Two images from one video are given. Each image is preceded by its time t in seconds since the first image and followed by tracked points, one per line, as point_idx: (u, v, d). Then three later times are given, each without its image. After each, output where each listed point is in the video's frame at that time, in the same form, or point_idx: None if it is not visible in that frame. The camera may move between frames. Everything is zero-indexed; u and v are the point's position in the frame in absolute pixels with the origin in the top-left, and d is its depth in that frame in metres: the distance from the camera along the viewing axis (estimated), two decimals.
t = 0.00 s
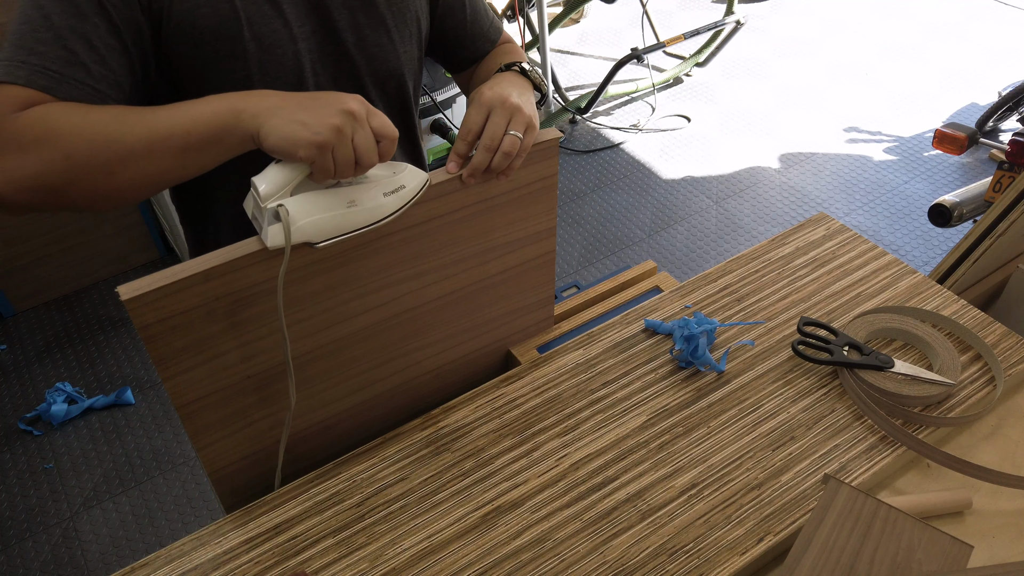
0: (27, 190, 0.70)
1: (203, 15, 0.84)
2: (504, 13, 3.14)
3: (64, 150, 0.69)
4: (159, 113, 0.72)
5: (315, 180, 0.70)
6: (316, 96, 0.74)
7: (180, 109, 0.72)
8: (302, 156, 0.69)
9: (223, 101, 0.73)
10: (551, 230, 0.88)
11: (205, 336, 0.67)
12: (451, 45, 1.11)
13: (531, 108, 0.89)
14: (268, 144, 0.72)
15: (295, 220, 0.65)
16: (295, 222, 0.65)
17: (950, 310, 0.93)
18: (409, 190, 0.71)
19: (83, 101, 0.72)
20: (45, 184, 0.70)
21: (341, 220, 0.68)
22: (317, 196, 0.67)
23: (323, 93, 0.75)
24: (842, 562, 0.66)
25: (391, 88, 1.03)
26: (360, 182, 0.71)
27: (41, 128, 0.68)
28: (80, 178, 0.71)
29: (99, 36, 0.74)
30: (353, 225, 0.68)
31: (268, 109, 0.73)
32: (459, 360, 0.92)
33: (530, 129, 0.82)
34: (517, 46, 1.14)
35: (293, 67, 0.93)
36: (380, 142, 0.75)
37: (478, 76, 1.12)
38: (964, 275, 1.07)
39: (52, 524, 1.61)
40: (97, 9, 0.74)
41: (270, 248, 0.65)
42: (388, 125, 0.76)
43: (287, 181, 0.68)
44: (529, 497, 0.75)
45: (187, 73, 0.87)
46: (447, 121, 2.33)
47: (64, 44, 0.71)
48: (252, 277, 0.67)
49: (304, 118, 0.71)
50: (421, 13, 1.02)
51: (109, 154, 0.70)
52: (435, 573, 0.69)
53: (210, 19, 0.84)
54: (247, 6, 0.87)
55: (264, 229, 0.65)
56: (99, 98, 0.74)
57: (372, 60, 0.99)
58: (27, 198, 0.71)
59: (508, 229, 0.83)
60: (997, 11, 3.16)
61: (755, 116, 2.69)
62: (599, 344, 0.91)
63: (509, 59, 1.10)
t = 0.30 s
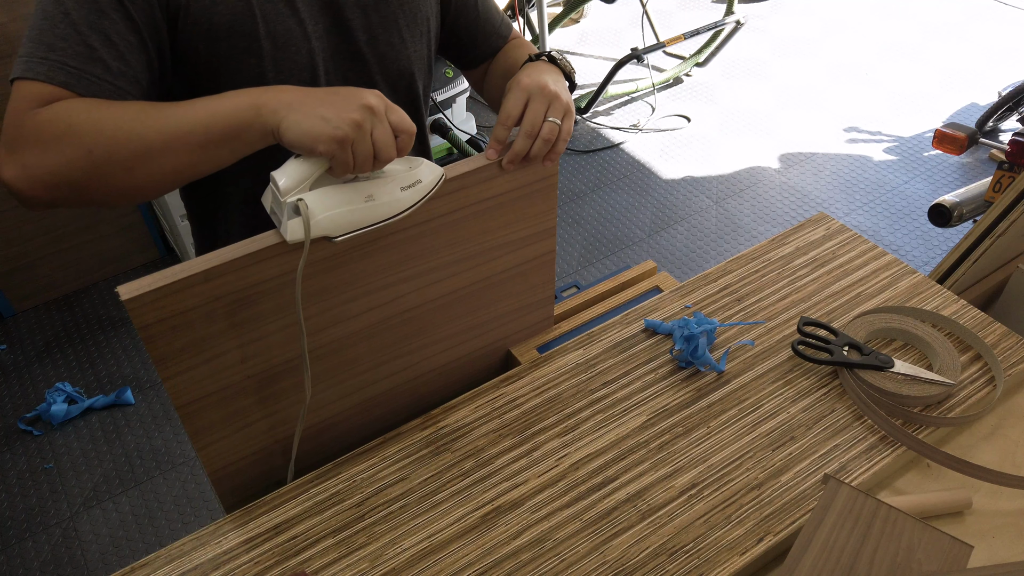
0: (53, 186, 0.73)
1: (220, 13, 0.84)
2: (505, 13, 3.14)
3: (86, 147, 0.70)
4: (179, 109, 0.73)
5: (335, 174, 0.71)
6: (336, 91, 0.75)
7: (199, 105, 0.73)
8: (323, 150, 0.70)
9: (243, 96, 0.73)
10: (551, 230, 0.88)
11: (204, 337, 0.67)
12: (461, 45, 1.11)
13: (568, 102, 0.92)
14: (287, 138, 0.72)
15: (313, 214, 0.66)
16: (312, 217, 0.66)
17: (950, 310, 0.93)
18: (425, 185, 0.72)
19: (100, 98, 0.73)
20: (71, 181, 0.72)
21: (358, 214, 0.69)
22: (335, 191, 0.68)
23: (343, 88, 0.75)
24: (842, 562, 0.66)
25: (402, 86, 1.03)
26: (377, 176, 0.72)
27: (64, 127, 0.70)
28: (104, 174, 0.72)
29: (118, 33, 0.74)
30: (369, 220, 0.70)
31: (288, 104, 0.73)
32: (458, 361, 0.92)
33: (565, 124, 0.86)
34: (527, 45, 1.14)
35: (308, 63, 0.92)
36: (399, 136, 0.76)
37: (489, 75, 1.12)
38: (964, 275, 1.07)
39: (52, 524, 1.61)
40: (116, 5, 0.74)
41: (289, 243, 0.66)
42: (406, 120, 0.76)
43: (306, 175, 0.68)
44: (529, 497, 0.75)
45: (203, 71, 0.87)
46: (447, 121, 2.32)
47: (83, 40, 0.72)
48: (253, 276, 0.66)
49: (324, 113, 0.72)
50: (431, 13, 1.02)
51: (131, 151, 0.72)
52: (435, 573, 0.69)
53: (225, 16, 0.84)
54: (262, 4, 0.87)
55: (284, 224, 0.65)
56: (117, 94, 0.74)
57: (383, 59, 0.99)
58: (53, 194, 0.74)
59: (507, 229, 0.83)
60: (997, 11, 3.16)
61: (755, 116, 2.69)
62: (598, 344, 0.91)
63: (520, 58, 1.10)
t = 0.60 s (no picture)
0: (77, 184, 0.73)
1: (236, 10, 0.84)
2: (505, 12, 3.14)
3: (108, 144, 0.70)
4: (201, 105, 0.73)
5: (354, 168, 0.72)
6: (355, 86, 0.75)
7: (220, 101, 0.74)
8: (342, 144, 0.70)
9: (263, 92, 0.74)
10: (550, 230, 0.88)
11: (205, 337, 0.67)
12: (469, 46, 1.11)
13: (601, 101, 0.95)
14: (309, 133, 0.73)
15: (334, 207, 0.66)
16: (334, 210, 0.66)
17: (950, 310, 0.93)
18: (442, 179, 0.73)
19: (122, 95, 0.73)
20: (94, 179, 0.72)
21: (378, 207, 0.69)
22: (355, 184, 0.69)
23: (361, 83, 0.76)
24: (843, 562, 0.66)
25: (411, 86, 1.03)
26: (395, 169, 0.72)
27: (85, 124, 0.70)
28: (127, 171, 0.73)
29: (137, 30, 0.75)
30: (388, 213, 0.70)
31: (308, 100, 0.74)
32: (459, 361, 0.92)
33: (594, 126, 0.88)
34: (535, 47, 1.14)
35: (320, 62, 0.93)
36: (417, 130, 0.77)
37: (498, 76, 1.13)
38: (964, 275, 1.07)
39: (52, 524, 1.61)
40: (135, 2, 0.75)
41: (310, 236, 0.66)
42: (424, 114, 0.77)
43: (325, 169, 0.69)
44: (529, 497, 0.75)
45: (217, 68, 0.88)
46: (447, 121, 2.33)
47: (104, 38, 0.72)
48: (252, 277, 0.66)
49: (344, 108, 0.72)
50: (441, 14, 1.03)
51: (153, 148, 0.72)
52: (435, 573, 0.69)
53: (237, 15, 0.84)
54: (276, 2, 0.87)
55: (305, 217, 0.66)
56: (138, 91, 0.75)
57: (393, 58, 0.99)
58: (76, 192, 0.74)
59: (507, 229, 0.83)
60: (998, 11, 3.16)
61: (754, 116, 2.69)
62: (598, 344, 0.91)
63: (527, 60, 1.10)
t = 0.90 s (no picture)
0: (97, 181, 0.73)
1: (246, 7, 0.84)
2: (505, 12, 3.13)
3: (130, 141, 0.70)
4: (220, 101, 0.73)
5: (370, 161, 0.71)
6: (371, 79, 0.74)
7: (238, 96, 0.73)
8: (359, 138, 0.70)
9: (281, 87, 0.73)
10: (551, 230, 0.88)
11: (205, 337, 0.67)
12: (474, 46, 1.11)
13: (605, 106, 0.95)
14: (325, 127, 0.72)
15: (350, 201, 0.67)
16: (350, 203, 0.67)
17: (950, 310, 0.93)
18: (457, 173, 0.74)
19: (139, 91, 0.73)
20: (116, 177, 0.73)
21: (393, 200, 0.70)
22: (371, 178, 0.69)
23: (378, 77, 0.75)
24: (843, 563, 0.66)
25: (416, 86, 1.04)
26: (410, 163, 0.73)
27: (106, 122, 0.70)
28: (147, 168, 0.73)
29: (153, 25, 0.75)
30: (403, 206, 0.71)
31: (325, 94, 0.73)
32: (459, 361, 0.92)
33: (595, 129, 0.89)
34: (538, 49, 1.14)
35: (327, 60, 0.93)
36: (433, 125, 0.77)
37: (502, 77, 1.13)
38: (964, 275, 1.07)
39: (52, 524, 1.61)
40: None
41: (326, 228, 0.67)
42: (439, 108, 0.76)
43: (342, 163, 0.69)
44: (529, 497, 0.75)
45: (226, 65, 0.88)
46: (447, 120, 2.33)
47: (120, 34, 0.72)
48: (251, 277, 0.66)
49: (360, 101, 0.71)
50: (447, 15, 1.03)
51: (173, 144, 0.72)
52: (435, 573, 0.69)
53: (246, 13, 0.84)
54: None
55: (321, 209, 0.67)
56: (155, 87, 0.75)
57: (399, 58, 1.00)
58: (96, 189, 0.74)
59: (508, 229, 0.83)
60: (998, 11, 3.16)
61: (755, 116, 2.69)
62: (598, 344, 0.91)
63: (532, 61, 1.10)
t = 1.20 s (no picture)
0: (116, 178, 0.73)
1: (254, 5, 0.84)
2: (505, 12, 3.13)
3: (148, 136, 0.71)
4: (236, 97, 0.73)
5: (385, 156, 0.72)
6: (386, 74, 0.75)
7: (254, 92, 0.74)
8: (376, 131, 0.70)
9: (297, 82, 0.74)
10: (551, 230, 0.88)
11: (205, 337, 0.67)
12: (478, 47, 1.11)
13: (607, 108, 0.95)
14: (340, 120, 0.72)
15: (365, 194, 0.68)
16: (365, 196, 0.68)
17: (950, 310, 0.93)
18: (469, 168, 0.75)
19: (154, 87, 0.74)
20: (135, 173, 0.73)
21: (408, 194, 0.71)
22: (385, 172, 0.70)
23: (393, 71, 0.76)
24: (843, 563, 0.65)
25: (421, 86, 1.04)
26: (424, 157, 0.73)
27: (124, 118, 0.70)
28: (166, 164, 0.73)
29: (167, 22, 0.75)
30: (417, 200, 0.72)
31: (340, 88, 0.73)
32: (459, 360, 0.92)
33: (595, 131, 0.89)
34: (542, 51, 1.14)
35: (333, 58, 0.93)
36: (446, 119, 0.77)
37: (506, 79, 1.13)
38: (964, 275, 1.07)
39: (52, 524, 1.61)
40: None
41: (341, 222, 0.68)
42: (453, 102, 0.76)
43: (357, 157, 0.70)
44: (529, 497, 0.75)
45: (234, 63, 0.88)
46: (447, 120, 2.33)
47: (134, 31, 0.73)
48: (251, 277, 0.66)
49: (375, 96, 0.72)
50: (453, 16, 1.03)
51: (191, 140, 0.72)
52: (435, 573, 0.69)
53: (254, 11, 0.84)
54: None
55: (336, 203, 0.67)
56: (170, 83, 0.75)
57: (406, 59, 1.00)
58: (115, 185, 0.74)
59: (508, 229, 0.83)
60: (998, 11, 3.16)
61: (755, 116, 2.69)
62: (599, 344, 0.91)
63: (537, 63, 1.10)
